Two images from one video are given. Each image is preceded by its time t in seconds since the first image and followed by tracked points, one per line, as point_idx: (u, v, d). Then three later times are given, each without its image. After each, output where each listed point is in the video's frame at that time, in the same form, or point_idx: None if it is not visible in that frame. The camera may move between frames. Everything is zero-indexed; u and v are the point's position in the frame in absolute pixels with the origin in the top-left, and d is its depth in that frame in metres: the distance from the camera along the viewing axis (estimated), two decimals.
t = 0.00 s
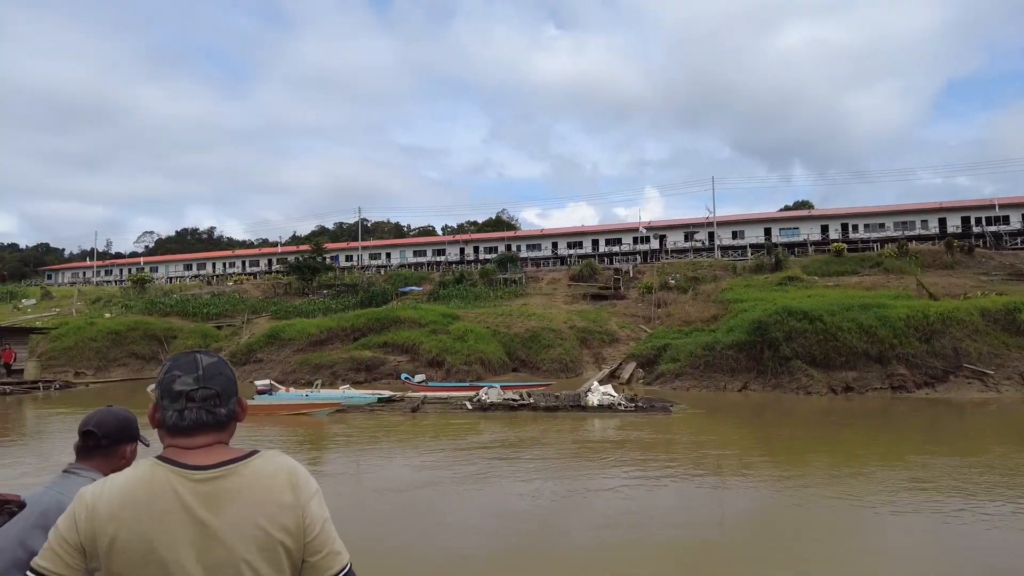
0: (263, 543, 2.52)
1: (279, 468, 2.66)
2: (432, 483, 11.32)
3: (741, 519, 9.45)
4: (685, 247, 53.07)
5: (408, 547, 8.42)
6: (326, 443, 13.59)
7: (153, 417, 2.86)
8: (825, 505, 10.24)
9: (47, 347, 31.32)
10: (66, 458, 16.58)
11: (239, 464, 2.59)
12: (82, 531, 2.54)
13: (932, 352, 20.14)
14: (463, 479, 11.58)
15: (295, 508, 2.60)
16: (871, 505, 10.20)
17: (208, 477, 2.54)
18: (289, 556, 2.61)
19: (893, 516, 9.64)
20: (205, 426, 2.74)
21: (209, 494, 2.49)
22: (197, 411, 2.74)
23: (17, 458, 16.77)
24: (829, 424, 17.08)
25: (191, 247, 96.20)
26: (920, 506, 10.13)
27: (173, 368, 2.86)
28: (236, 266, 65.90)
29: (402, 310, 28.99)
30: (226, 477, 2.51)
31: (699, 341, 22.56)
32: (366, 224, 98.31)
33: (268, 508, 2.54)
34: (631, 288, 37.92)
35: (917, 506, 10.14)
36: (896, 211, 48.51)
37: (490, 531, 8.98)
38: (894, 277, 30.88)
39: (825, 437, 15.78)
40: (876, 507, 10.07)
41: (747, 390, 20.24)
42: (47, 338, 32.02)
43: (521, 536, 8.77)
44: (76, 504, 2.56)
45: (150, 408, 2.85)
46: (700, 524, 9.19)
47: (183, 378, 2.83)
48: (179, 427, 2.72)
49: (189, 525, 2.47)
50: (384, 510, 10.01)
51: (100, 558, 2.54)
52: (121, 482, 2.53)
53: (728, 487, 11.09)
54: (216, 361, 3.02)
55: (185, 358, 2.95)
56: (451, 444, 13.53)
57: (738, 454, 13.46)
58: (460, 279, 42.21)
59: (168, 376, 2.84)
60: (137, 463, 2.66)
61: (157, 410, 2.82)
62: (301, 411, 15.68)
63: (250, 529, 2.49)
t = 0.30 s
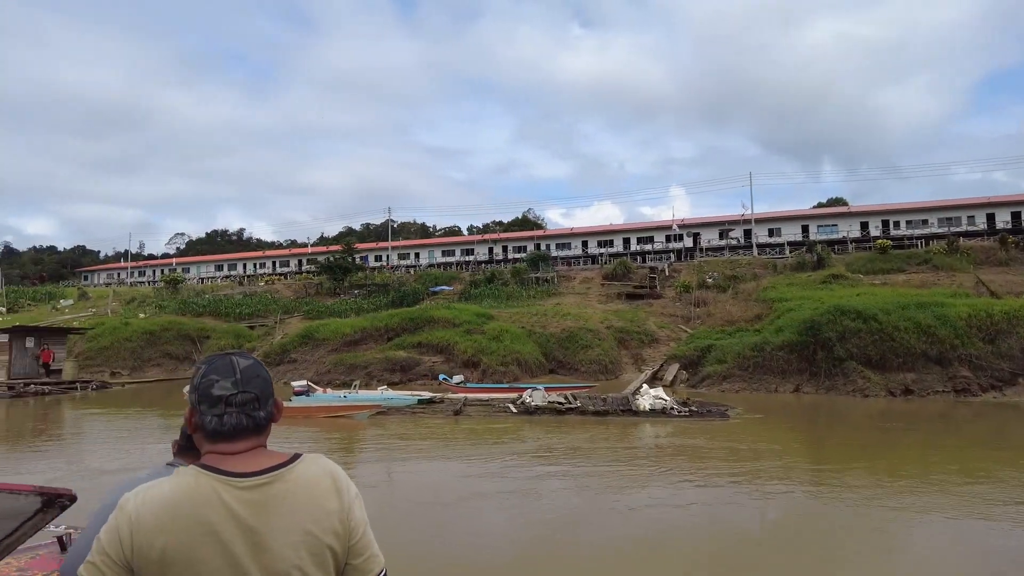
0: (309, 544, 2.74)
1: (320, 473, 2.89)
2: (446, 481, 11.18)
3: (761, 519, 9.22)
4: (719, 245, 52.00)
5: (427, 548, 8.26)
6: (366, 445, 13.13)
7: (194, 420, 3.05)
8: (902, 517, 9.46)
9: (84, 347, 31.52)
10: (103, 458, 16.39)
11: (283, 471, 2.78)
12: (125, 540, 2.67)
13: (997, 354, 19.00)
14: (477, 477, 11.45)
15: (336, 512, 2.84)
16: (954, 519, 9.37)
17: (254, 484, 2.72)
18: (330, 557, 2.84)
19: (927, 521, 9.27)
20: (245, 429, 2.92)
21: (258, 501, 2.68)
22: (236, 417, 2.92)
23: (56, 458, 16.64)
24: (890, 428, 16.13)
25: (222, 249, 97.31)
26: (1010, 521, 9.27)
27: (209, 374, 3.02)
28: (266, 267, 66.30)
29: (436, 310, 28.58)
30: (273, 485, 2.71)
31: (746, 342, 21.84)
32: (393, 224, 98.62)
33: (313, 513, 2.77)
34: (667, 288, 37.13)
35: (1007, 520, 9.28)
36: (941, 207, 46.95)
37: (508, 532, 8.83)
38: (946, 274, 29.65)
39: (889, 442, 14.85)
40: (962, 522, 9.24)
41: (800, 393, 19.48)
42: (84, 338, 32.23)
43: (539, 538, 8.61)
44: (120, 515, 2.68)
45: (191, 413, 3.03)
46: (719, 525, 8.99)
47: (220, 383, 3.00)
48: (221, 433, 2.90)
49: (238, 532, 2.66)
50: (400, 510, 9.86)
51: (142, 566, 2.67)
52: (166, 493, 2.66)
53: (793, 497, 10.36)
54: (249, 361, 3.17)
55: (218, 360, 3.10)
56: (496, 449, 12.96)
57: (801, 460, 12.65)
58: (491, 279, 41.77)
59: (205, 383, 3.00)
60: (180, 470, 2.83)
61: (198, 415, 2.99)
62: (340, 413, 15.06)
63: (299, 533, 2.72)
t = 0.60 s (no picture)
0: (350, 549, 2.59)
1: (359, 473, 2.72)
2: (466, 484, 10.84)
3: (793, 530, 8.80)
4: (752, 243, 50.88)
5: (450, 554, 7.95)
6: (404, 448, 12.64)
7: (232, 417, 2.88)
8: (990, 534, 8.66)
9: (116, 347, 31.60)
10: (136, 458, 16.12)
11: (322, 470, 2.63)
12: (163, 547, 2.52)
13: None
14: (502, 481, 11.12)
15: (377, 514, 2.66)
16: None
17: (294, 484, 2.58)
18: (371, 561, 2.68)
19: (978, 531, 8.78)
20: (288, 425, 2.78)
21: (297, 503, 2.53)
22: (281, 412, 2.76)
23: (89, 458, 16.42)
24: (956, 432, 15.14)
25: (249, 249, 97.96)
26: None
27: (251, 368, 2.84)
28: (294, 267, 66.53)
29: (467, 310, 28.07)
30: (312, 486, 2.55)
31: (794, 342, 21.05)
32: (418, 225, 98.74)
33: (354, 515, 2.60)
34: (703, 287, 36.51)
35: None
36: (986, 202, 45.39)
37: (532, 539, 8.51)
38: (998, 272, 28.41)
39: (959, 446, 13.89)
40: None
41: (852, 395, 18.62)
42: (116, 338, 32.31)
43: (563, 546, 8.26)
44: (159, 518, 2.55)
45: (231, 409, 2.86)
46: (745, 535, 8.62)
47: (264, 378, 2.84)
48: (265, 429, 2.75)
49: (279, 534, 2.52)
50: (423, 513, 9.53)
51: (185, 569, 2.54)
52: (205, 493, 2.53)
53: (867, 510, 9.57)
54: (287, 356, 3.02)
55: (259, 356, 2.94)
56: (541, 453, 12.36)
57: (871, 468, 11.77)
58: (520, 278, 41.19)
59: (246, 376, 2.83)
60: (221, 470, 2.69)
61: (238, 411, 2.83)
62: (377, 416, 14.47)
63: (340, 535, 2.56)
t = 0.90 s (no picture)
0: (385, 547, 2.56)
1: (395, 470, 2.68)
2: (517, 478, 10.94)
3: (826, 533, 8.56)
4: (786, 240, 49.68)
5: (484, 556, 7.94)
6: (442, 452, 12.12)
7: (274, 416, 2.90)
8: None
9: (146, 347, 31.57)
10: (167, 459, 15.76)
11: (358, 468, 2.58)
12: (204, 539, 2.50)
13: None
14: (547, 478, 11.03)
15: (410, 513, 2.61)
16: None
17: (331, 483, 2.54)
18: (406, 559, 2.66)
19: None
20: (330, 423, 2.82)
21: (334, 502, 2.49)
22: (325, 409, 2.79)
23: (120, 459, 16.16)
24: None
25: (274, 250, 98.31)
26: None
27: (296, 366, 2.89)
28: (320, 266, 66.58)
29: (499, 309, 27.49)
30: (349, 486, 2.49)
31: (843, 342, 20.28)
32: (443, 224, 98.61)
33: (388, 513, 2.56)
34: (738, 286, 35.87)
35: None
36: None
37: (559, 541, 8.46)
38: None
39: None
40: None
41: (909, 398, 17.68)
42: (146, 338, 32.32)
43: (590, 548, 8.19)
44: (198, 513, 2.52)
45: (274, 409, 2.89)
46: (773, 537, 8.44)
47: (307, 376, 2.88)
48: (308, 426, 2.78)
49: (318, 532, 2.49)
50: (459, 512, 9.54)
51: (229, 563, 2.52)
52: (245, 489, 2.49)
53: (952, 525, 8.80)
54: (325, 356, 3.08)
55: (300, 355, 2.98)
56: (587, 460, 11.75)
57: (948, 477, 10.90)
58: (549, 277, 40.49)
59: (290, 374, 2.87)
60: (259, 464, 2.64)
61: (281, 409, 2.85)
62: (414, 419, 13.87)
63: (376, 535, 2.52)
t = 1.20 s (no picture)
0: (423, 546, 2.45)
1: (431, 468, 2.58)
2: (552, 486, 10.29)
3: (861, 545, 7.97)
4: (821, 237, 48.35)
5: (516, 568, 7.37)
6: (482, 459, 11.48)
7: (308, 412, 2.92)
8: None
9: (174, 347, 31.45)
10: (195, 460, 15.33)
11: (395, 465, 2.48)
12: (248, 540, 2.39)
13: None
14: (581, 487, 10.35)
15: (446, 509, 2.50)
16: None
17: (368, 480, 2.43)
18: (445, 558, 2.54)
19: None
20: (366, 418, 2.86)
21: (371, 497, 2.40)
22: (359, 406, 2.84)
23: (149, 461, 15.76)
24: None
25: (299, 250, 98.69)
26: None
27: (332, 364, 2.90)
28: (345, 266, 66.54)
29: (530, 308, 26.82)
30: (386, 481, 2.40)
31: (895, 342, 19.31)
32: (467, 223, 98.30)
33: (423, 509, 2.45)
34: (775, 284, 35.10)
35: None
36: None
37: (578, 553, 7.86)
38: None
39: None
40: None
41: (971, 401, 16.67)
42: (174, 338, 32.20)
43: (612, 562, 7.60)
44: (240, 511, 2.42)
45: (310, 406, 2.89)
46: (805, 548, 7.86)
47: (342, 374, 2.91)
48: (346, 424, 2.83)
49: (358, 530, 2.38)
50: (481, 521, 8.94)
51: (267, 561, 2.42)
52: (285, 486, 2.39)
53: None
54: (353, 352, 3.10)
55: (335, 354, 3.01)
56: (637, 469, 10.95)
57: None
58: (578, 276, 39.66)
59: (326, 373, 2.86)
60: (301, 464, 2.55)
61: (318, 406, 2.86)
62: (450, 423, 13.23)
63: (415, 533, 2.41)
